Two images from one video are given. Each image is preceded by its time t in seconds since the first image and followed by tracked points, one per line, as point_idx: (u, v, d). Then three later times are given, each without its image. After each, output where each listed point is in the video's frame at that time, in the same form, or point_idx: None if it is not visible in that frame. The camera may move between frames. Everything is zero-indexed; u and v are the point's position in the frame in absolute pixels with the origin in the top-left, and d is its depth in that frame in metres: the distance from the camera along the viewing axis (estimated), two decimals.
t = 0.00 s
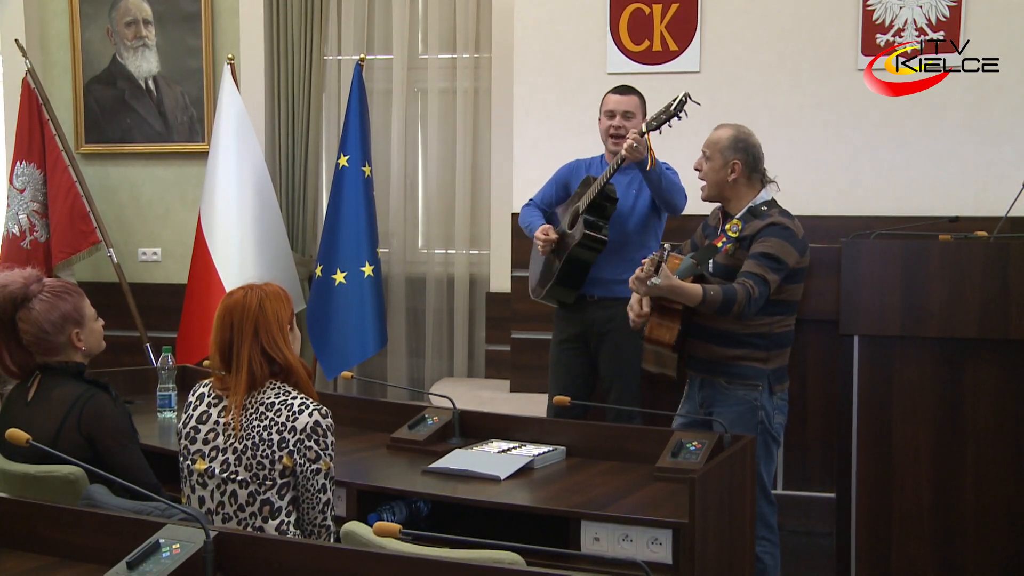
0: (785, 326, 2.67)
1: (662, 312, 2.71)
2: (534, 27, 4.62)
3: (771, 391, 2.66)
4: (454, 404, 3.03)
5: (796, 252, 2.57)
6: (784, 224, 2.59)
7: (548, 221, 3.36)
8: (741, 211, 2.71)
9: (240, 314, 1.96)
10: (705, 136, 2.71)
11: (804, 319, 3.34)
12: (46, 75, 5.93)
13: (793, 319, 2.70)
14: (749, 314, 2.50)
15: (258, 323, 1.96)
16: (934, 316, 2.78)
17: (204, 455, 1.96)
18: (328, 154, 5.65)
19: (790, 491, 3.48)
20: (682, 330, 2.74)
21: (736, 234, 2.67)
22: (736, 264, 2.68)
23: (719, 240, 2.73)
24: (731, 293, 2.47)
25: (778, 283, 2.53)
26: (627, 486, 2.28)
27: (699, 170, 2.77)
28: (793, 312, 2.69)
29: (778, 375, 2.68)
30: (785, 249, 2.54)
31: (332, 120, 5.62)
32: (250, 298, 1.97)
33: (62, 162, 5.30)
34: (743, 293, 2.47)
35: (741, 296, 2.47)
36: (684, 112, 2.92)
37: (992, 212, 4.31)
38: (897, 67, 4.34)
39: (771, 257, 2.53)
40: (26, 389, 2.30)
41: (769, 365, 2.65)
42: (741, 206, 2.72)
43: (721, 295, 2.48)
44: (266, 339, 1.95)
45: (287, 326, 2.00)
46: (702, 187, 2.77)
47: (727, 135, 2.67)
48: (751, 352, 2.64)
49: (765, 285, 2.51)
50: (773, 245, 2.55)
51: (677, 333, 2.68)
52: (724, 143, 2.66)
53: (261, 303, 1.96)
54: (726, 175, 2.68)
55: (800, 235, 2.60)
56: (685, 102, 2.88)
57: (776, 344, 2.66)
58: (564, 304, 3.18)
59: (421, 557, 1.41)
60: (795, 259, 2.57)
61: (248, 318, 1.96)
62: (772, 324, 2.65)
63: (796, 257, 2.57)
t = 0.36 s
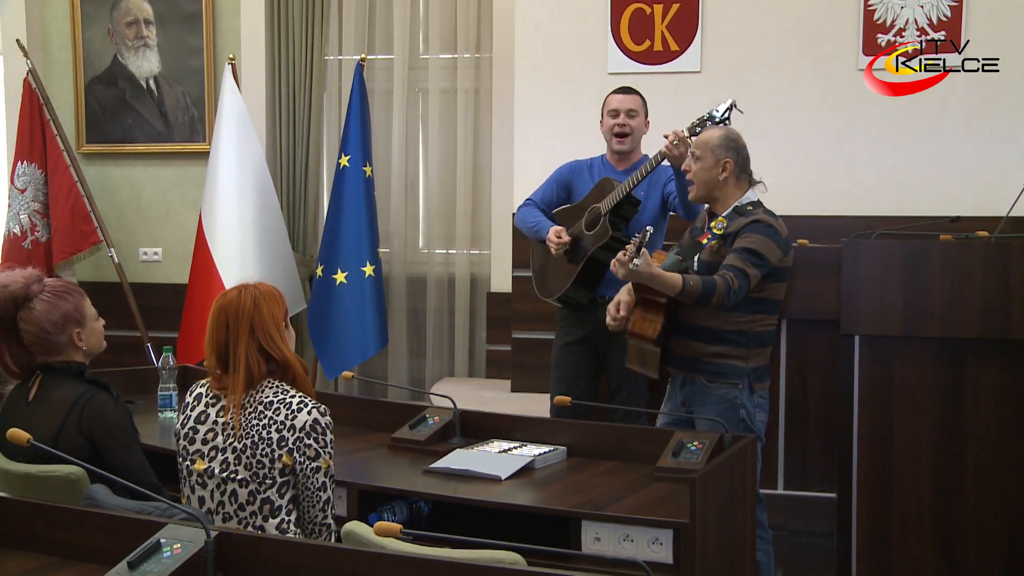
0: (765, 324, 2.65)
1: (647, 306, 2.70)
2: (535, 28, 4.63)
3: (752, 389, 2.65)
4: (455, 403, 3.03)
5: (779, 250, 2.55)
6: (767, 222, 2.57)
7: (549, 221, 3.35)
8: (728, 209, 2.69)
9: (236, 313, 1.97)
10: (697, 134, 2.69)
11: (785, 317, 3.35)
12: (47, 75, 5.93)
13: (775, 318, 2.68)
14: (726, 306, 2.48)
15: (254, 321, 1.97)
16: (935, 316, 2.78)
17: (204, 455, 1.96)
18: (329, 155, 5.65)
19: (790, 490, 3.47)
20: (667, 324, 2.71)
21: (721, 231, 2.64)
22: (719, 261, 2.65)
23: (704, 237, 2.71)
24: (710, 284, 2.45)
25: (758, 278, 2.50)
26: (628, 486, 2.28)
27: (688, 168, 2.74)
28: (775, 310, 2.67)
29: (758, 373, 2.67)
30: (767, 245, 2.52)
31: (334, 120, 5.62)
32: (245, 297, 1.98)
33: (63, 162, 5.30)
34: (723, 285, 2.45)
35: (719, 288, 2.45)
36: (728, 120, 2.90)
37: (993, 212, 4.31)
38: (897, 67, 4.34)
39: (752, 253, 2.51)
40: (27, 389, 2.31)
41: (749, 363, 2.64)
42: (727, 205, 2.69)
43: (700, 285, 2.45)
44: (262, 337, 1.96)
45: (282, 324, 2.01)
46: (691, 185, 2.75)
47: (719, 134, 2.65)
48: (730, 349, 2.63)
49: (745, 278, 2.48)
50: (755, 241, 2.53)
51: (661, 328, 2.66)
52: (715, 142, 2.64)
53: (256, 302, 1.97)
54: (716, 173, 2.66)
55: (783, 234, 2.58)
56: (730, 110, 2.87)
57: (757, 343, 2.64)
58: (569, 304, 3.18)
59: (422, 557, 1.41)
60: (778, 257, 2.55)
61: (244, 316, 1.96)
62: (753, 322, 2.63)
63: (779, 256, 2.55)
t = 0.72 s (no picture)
0: (746, 322, 2.68)
1: (631, 301, 2.76)
2: (537, 28, 4.63)
3: (731, 386, 2.68)
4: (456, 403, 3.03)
5: (763, 249, 2.58)
6: (751, 220, 2.60)
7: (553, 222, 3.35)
8: (710, 207, 2.70)
9: (236, 312, 1.97)
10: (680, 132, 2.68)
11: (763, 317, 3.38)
12: (49, 76, 5.93)
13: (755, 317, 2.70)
14: (714, 301, 2.50)
15: (255, 320, 1.97)
16: (936, 317, 2.78)
17: (205, 455, 1.97)
18: (331, 155, 5.65)
19: (793, 491, 3.45)
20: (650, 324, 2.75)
21: (706, 228, 2.65)
22: (703, 258, 2.67)
23: (688, 233, 2.71)
24: (702, 280, 2.46)
25: (744, 275, 2.54)
26: (629, 486, 2.28)
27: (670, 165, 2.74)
28: (755, 308, 2.69)
29: (737, 370, 2.70)
30: (753, 243, 2.56)
31: (335, 119, 5.62)
32: (245, 297, 1.98)
33: (65, 163, 5.30)
34: (713, 280, 2.47)
35: (711, 282, 2.47)
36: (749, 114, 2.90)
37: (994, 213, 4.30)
38: (897, 67, 4.34)
39: (738, 249, 2.54)
40: (29, 388, 2.32)
41: (728, 360, 2.67)
42: (709, 203, 2.70)
43: (693, 280, 2.46)
44: (263, 337, 1.96)
45: (283, 325, 2.01)
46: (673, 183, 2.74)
47: (703, 133, 2.65)
48: (710, 346, 2.65)
49: (733, 275, 2.51)
50: (742, 238, 2.56)
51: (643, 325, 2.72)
52: (699, 140, 2.64)
53: (257, 302, 1.97)
54: (699, 171, 2.65)
55: (766, 232, 2.62)
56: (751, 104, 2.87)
57: (736, 341, 2.68)
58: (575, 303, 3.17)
59: (425, 557, 1.41)
60: (761, 255, 2.58)
61: (244, 316, 1.97)
62: (736, 321, 2.66)
63: (762, 254, 2.58)
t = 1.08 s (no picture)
0: (741, 319, 2.71)
1: (626, 306, 2.76)
2: (542, 27, 4.62)
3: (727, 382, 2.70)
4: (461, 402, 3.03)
5: (753, 246, 2.61)
6: (739, 219, 2.62)
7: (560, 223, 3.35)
8: (695, 209, 2.72)
9: (244, 312, 1.97)
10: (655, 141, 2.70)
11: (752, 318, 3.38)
12: (55, 76, 5.94)
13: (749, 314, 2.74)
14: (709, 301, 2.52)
15: (262, 321, 1.97)
16: (941, 316, 2.77)
17: (211, 454, 1.97)
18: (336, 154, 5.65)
19: (799, 491, 3.43)
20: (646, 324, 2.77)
21: (695, 230, 2.66)
22: (694, 260, 2.68)
23: (678, 236, 2.72)
24: (697, 281, 2.48)
25: (737, 273, 2.56)
26: (634, 485, 2.28)
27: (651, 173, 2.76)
28: (749, 305, 2.72)
29: (734, 367, 2.72)
30: (743, 240, 2.58)
31: (340, 118, 5.62)
32: (253, 297, 1.98)
33: (71, 163, 5.30)
34: (707, 280, 2.49)
35: (704, 282, 2.49)
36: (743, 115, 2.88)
37: (999, 212, 4.29)
38: (897, 66, 4.34)
39: (729, 248, 2.56)
40: (36, 387, 2.33)
41: (725, 357, 2.69)
42: (694, 204, 2.72)
43: (688, 282, 2.48)
44: (271, 337, 1.97)
45: (290, 324, 2.02)
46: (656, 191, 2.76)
47: (676, 138, 2.67)
48: (708, 345, 2.67)
49: (726, 274, 2.53)
50: (731, 237, 2.57)
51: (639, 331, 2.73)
52: (673, 145, 2.66)
53: (264, 302, 1.97)
54: (678, 175, 2.67)
55: (754, 229, 2.64)
56: (743, 105, 2.86)
57: (733, 338, 2.71)
58: (578, 305, 3.18)
59: (432, 557, 1.41)
60: (751, 251, 2.61)
61: (252, 315, 1.97)
62: (733, 318, 2.69)
63: (752, 250, 2.62)
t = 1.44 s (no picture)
0: (742, 317, 2.74)
1: (629, 305, 2.78)
2: (554, 28, 4.64)
3: (727, 379, 2.73)
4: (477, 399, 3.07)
5: (752, 244, 2.63)
6: (738, 217, 2.64)
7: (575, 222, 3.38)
8: (696, 210, 2.74)
9: (266, 309, 2.01)
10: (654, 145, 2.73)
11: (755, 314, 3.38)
12: (77, 78, 6.01)
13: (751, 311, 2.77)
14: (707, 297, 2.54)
15: (284, 319, 2.01)
16: (951, 316, 2.78)
17: (231, 449, 2.02)
18: (352, 154, 5.69)
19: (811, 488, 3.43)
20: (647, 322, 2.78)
21: (695, 229, 2.69)
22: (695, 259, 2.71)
23: (678, 236, 2.75)
24: (692, 278, 2.50)
25: (735, 270, 2.58)
26: (648, 481, 2.31)
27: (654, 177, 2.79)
28: (748, 304, 2.75)
29: (736, 364, 2.76)
30: (742, 239, 2.60)
31: (357, 118, 5.66)
32: (275, 295, 2.02)
33: (93, 162, 5.37)
34: (703, 277, 2.51)
35: (700, 279, 2.51)
36: (748, 121, 2.96)
37: (1012, 211, 4.29)
38: (897, 67, 4.36)
39: (727, 246, 2.58)
40: (59, 383, 2.38)
41: (727, 355, 2.72)
42: (695, 204, 2.74)
43: (683, 279, 2.50)
44: (292, 334, 2.01)
45: (311, 323, 2.06)
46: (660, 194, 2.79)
47: (673, 141, 2.69)
48: (710, 342, 2.70)
49: (724, 271, 2.55)
50: (729, 235, 2.59)
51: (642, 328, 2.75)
52: (670, 148, 2.68)
53: (286, 300, 2.01)
54: (676, 178, 2.70)
55: (754, 228, 2.67)
56: (749, 110, 2.94)
57: (735, 336, 2.74)
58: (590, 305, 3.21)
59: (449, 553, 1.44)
60: (750, 250, 2.62)
61: (274, 313, 2.01)
62: (733, 316, 2.72)
63: (752, 249, 2.64)
